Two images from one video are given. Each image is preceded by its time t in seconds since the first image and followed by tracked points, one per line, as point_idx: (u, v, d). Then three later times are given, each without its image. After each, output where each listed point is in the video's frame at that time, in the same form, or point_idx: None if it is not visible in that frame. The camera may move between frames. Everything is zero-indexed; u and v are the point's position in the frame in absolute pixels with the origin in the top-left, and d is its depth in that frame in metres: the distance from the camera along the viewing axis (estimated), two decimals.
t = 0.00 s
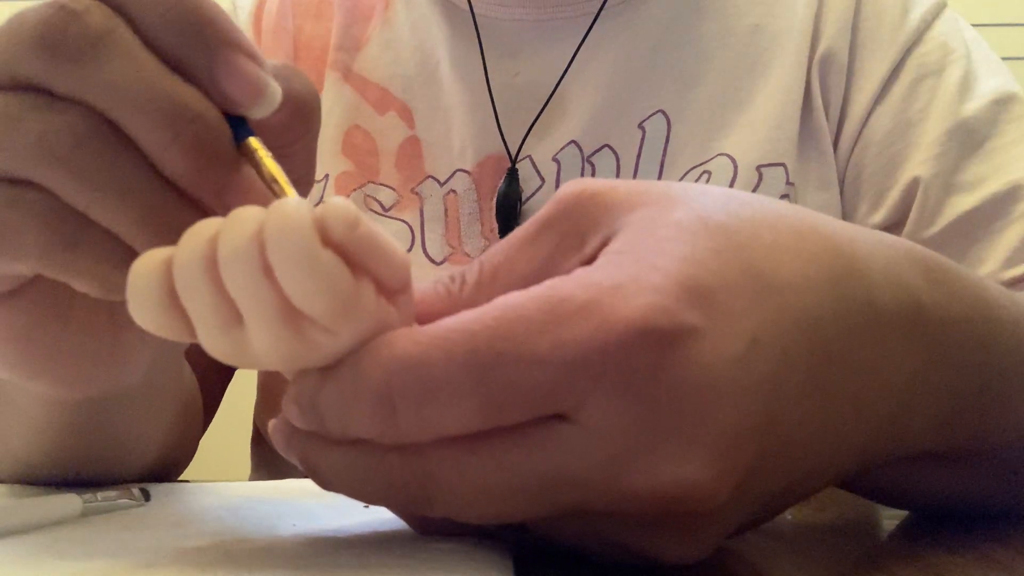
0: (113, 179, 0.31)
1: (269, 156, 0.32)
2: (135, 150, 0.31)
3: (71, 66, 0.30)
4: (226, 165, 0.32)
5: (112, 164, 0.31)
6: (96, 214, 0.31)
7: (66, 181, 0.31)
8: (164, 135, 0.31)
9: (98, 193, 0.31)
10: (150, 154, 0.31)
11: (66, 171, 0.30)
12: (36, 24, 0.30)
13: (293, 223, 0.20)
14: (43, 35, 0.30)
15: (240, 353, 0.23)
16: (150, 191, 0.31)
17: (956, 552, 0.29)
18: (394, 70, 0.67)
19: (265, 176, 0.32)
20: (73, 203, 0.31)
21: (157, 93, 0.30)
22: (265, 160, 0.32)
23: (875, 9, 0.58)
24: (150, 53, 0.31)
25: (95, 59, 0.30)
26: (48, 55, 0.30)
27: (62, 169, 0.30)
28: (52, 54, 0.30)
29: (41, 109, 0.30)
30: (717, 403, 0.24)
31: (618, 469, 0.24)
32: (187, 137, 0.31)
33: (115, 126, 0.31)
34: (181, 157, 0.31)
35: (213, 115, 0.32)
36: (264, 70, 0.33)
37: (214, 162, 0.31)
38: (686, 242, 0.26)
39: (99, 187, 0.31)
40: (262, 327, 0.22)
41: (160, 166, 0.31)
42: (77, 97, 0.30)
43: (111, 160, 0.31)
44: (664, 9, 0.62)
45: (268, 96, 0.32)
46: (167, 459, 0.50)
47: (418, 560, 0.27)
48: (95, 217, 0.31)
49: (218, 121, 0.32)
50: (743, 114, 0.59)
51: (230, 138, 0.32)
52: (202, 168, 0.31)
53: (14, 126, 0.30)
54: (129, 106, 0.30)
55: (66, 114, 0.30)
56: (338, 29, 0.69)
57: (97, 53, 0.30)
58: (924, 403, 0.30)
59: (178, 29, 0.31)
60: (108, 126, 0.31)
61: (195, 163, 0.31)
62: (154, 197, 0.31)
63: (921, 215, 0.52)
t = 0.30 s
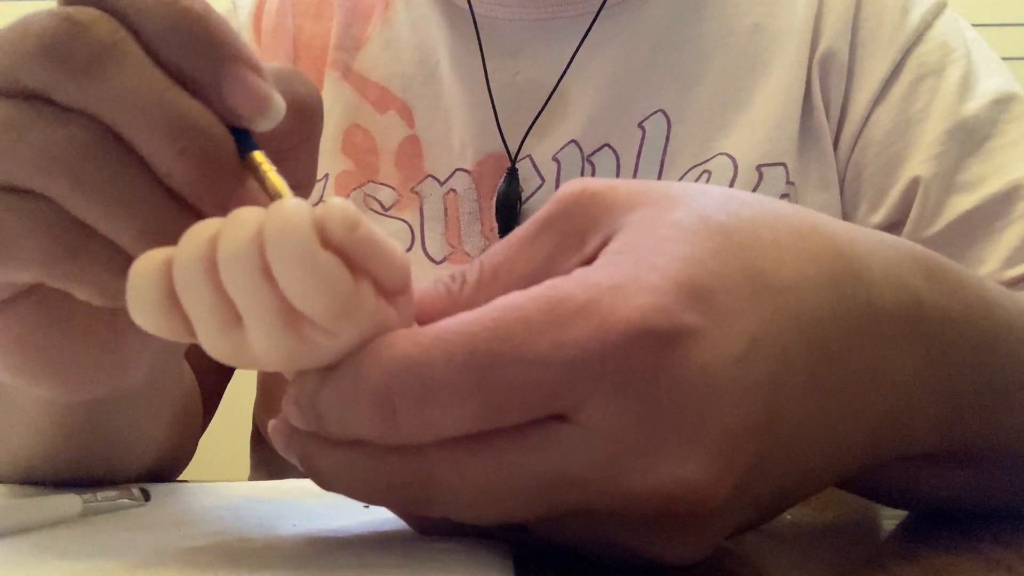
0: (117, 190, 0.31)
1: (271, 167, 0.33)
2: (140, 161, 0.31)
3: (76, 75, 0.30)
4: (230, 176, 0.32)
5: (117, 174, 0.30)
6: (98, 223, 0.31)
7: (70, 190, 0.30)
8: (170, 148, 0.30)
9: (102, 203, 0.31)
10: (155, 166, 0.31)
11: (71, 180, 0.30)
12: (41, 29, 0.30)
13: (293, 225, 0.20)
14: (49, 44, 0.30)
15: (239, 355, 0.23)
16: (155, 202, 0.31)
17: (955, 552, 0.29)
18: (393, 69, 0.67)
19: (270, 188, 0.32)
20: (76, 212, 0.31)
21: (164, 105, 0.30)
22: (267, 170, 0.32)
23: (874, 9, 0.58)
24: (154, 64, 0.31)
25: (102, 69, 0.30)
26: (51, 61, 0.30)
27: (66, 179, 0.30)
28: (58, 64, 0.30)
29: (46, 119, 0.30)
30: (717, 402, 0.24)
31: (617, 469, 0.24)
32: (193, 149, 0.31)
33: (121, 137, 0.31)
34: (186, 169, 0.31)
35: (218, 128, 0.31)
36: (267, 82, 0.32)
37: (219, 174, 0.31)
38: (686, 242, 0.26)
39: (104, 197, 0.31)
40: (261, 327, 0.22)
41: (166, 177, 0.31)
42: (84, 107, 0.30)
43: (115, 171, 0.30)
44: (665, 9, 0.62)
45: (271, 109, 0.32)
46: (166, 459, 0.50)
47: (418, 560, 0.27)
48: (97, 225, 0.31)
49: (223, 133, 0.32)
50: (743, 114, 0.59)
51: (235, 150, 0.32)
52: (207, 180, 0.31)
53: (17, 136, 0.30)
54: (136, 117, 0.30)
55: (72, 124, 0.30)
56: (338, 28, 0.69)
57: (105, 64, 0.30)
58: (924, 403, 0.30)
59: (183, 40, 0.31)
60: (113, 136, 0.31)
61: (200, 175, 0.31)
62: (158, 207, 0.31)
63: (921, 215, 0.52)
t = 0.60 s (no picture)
0: (110, 189, 0.31)
1: (260, 166, 0.33)
2: (129, 159, 0.31)
3: (68, 74, 0.29)
4: (218, 174, 0.32)
5: (109, 173, 0.31)
6: (94, 224, 0.31)
7: (63, 190, 0.30)
8: (160, 146, 0.31)
9: (95, 202, 0.31)
10: (144, 164, 0.31)
11: (64, 180, 0.30)
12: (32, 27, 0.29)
13: (293, 226, 0.20)
14: (41, 43, 0.29)
15: (239, 355, 0.23)
16: (146, 194, 0.31)
17: (955, 552, 0.29)
18: (393, 70, 0.67)
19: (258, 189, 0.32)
20: (70, 212, 0.31)
21: (153, 103, 0.30)
22: (255, 169, 0.32)
23: (874, 10, 0.59)
24: (144, 63, 0.31)
25: (93, 68, 0.29)
26: (42, 60, 0.29)
27: (59, 178, 0.30)
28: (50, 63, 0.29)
29: (38, 118, 0.30)
30: (717, 402, 0.24)
31: (617, 469, 0.24)
32: (183, 148, 0.31)
33: (111, 135, 0.31)
34: (175, 167, 0.31)
35: (206, 125, 0.32)
36: (256, 79, 0.33)
37: (208, 172, 0.32)
38: (686, 242, 0.26)
39: (97, 196, 0.31)
40: (261, 328, 0.22)
41: (155, 175, 0.31)
42: (75, 107, 0.30)
43: (107, 169, 0.31)
44: (665, 9, 0.62)
45: (258, 105, 0.32)
46: (167, 458, 0.50)
47: (418, 560, 0.27)
48: (92, 225, 0.31)
49: (212, 133, 0.32)
50: (743, 114, 0.59)
51: (224, 148, 0.32)
52: (196, 178, 0.32)
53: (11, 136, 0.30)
54: (126, 116, 0.30)
55: (64, 123, 0.30)
56: (338, 29, 0.69)
57: (96, 63, 0.29)
58: (924, 403, 0.30)
59: (173, 38, 0.31)
60: (104, 135, 0.31)
61: (189, 173, 0.31)
62: (149, 205, 0.31)
63: (921, 215, 0.52)
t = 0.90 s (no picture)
0: (139, 186, 0.30)
1: (277, 165, 0.33)
2: (155, 157, 0.31)
3: (98, 72, 0.29)
4: (239, 172, 0.32)
5: (136, 170, 0.30)
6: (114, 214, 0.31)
7: (92, 187, 0.30)
8: (185, 143, 0.31)
9: (124, 199, 0.30)
10: (169, 161, 0.31)
11: (94, 177, 0.30)
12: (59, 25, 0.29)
13: (291, 227, 0.20)
14: (70, 39, 0.29)
15: (239, 357, 0.23)
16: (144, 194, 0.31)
17: (956, 553, 0.29)
18: (393, 71, 0.67)
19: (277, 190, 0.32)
20: (100, 208, 0.31)
21: (178, 101, 0.30)
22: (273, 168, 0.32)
23: (874, 10, 0.59)
24: (167, 59, 0.31)
25: (122, 66, 0.30)
26: (71, 56, 0.29)
27: (89, 175, 0.30)
28: (78, 60, 0.29)
29: (66, 116, 0.30)
30: (717, 403, 0.24)
31: (617, 469, 0.24)
32: (206, 146, 0.31)
33: (138, 132, 0.31)
34: (200, 164, 0.31)
35: (227, 123, 0.32)
36: (271, 77, 0.33)
37: (231, 170, 0.32)
38: (686, 243, 0.26)
39: (125, 193, 0.30)
40: (260, 329, 0.22)
41: (180, 172, 0.31)
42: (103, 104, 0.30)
43: (135, 167, 0.30)
44: (664, 10, 0.62)
45: (275, 104, 0.32)
46: (170, 457, 0.50)
47: (419, 560, 0.27)
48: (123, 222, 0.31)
49: (229, 128, 0.32)
50: (743, 115, 0.59)
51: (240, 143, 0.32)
52: (220, 175, 0.32)
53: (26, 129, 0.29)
54: (153, 114, 0.30)
55: (92, 121, 0.30)
56: (338, 31, 0.69)
57: (124, 61, 0.30)
58: (924, 403, 0.30)
59: (194, 35, 0.31)
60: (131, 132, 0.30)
61: (213, 171, 0.32)
62: (174, 201, 0.31)
63: (921, 215, 0.52)
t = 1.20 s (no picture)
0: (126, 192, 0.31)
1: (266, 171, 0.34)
2: (144, 161, 0.31)
3: (89, 78, 0.29)
4: (231, 177, 0.32)
5: (123, 174, 0.31)
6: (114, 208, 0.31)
7: (80, 190, 0.30)
8: (175, 149, 0.31)
9: (111, 203, 0.31)
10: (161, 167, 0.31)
11: (80, 181, 0.30)
12: (53, 29, 0.29)
13: (291, 228, 0.20)
14: (63, 43, 0.29)
15: (239, 357, 0.23)
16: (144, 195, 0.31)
17: (955, 552, 0.29)
18: (393, 72, 0.67)
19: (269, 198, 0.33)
20: (85, 210, 0.31)
21: (170, 108, 0.30)
22: (264, 173, 0.33)
23: (874, 10, 0.59)
24: (162, 68, 0.31)
25: (114, 73, 0.30)
26: (63, 61, 0.29)
27: (77, 179, 0.30)
28: (72, 65, 0.29)
29: (57, 119, 0.30)
30: (717, 402, 0.24)
31: (617, 469, 0.24)
32: (196, 152, 0.31)
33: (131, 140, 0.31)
34: (189, 170, 0.31)
35: (218, 129, 0.32)
36: (265, 84, 0.33)
37: (221, 175, 0.32)
38: (686, 243, 0.26)
39: (112, 198, 0.31)
40: (260, 329, 0.22)
41: (170, 177, 0.31)
42: (94, 109, 0.30)
43: (122, 171, 0.31)
44: (665, 9, 0.62)
45: (269, 111, 0.32)
46: (171, 456, 0.50)
47: (419, 560, 0.27)
48: (108, 226, 0.31)
49: (221, 135, 0.32)
50: (743, 115, 0.59)
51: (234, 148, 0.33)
52: (210, 180, 0.32)
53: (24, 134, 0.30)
54: (144, 119, 0.30)
55: (83, 125, 0.30)
56: (338, 31, 0.69)
57: (116, 68, 0.30)
58: (924, 403, 0.30)
59: (190, 42, 0.31)
60: (121, 136, 0.31)
61: (202, 176, 0.32)
62: (165, 212, 0.31)
63: (921, 215, 0.52)
